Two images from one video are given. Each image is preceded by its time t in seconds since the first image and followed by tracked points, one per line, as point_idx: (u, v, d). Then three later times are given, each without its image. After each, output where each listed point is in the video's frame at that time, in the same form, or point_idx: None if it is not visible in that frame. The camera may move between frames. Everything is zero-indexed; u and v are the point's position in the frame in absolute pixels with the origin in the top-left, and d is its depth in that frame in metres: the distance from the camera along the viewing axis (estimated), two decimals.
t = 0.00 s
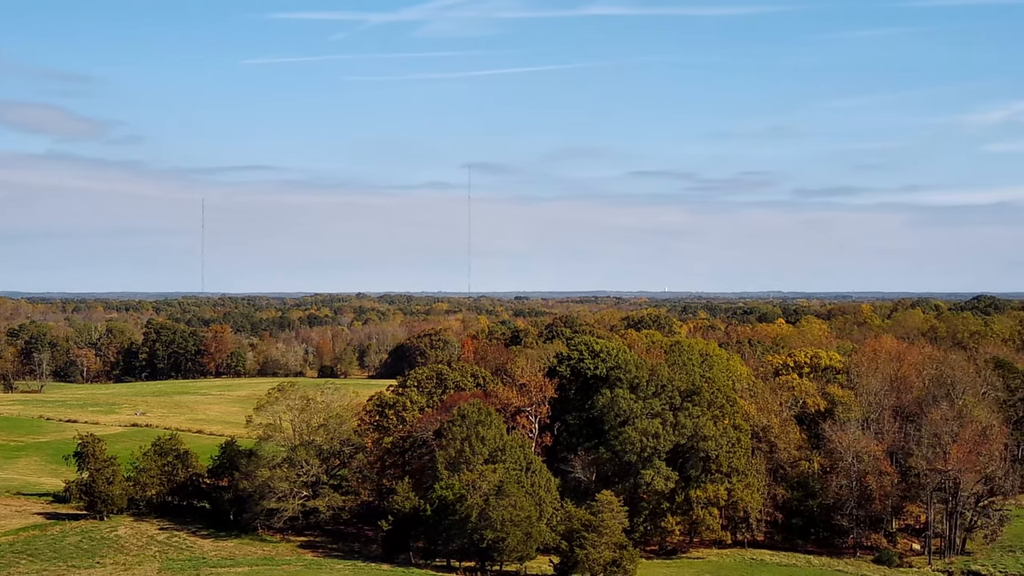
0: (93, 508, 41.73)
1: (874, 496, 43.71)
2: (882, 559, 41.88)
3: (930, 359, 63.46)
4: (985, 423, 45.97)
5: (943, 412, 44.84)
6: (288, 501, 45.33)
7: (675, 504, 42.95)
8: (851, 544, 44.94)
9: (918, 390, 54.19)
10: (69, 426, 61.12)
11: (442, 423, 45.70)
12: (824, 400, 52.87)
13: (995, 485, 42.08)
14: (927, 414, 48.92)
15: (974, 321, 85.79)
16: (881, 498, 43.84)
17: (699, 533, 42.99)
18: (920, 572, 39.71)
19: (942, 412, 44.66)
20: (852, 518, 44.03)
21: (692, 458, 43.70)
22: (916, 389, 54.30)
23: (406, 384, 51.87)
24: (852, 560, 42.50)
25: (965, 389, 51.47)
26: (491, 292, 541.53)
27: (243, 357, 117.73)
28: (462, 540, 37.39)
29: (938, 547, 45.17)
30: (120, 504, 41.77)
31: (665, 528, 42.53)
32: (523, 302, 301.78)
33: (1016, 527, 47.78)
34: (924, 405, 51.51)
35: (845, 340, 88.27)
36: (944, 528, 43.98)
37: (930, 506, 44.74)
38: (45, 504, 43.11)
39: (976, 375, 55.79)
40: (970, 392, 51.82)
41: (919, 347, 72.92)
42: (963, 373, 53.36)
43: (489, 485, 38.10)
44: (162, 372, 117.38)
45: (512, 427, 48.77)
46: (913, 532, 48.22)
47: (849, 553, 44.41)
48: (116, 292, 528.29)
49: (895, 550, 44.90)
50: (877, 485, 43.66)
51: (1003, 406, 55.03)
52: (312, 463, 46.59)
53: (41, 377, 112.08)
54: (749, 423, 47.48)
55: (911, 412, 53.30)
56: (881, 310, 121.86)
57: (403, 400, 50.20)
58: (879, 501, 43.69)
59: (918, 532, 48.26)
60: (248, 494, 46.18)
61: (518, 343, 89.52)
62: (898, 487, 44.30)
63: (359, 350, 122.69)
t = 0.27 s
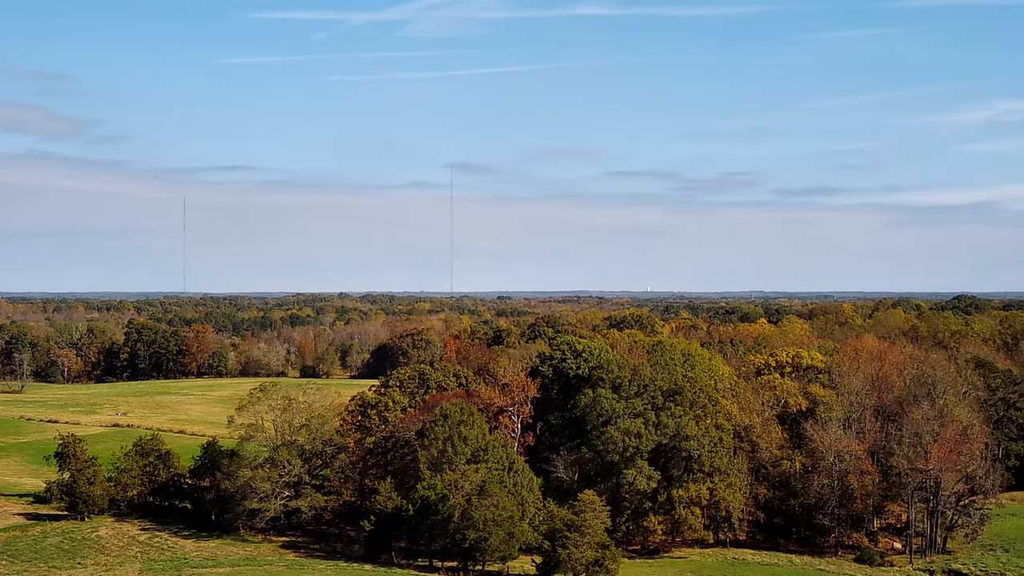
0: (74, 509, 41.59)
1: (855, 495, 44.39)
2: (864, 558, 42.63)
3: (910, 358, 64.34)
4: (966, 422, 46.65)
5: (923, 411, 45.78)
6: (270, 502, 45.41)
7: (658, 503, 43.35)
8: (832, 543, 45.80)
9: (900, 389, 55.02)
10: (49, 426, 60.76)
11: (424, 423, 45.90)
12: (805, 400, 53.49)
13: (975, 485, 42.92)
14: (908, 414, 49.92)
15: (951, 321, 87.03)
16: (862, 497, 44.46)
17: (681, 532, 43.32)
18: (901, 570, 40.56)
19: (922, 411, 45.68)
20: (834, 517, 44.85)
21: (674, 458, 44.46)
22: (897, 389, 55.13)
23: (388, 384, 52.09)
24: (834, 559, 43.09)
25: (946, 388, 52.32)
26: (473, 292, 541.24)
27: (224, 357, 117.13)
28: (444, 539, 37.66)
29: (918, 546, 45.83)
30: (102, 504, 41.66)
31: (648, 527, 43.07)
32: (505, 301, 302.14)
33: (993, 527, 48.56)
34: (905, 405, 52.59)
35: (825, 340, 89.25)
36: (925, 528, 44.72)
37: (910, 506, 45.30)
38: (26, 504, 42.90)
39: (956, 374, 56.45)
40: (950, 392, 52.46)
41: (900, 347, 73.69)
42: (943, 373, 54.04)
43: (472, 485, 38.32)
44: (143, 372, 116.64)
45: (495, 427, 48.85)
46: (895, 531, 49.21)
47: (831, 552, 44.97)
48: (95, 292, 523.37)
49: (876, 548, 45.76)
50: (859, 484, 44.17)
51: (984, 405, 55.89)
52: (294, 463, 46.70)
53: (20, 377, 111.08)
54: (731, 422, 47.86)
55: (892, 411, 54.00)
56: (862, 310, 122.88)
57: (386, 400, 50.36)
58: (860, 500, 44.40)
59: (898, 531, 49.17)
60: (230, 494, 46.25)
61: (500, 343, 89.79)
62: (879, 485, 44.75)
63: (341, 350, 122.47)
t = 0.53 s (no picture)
0: (55, 510, 41.42)
1: (838, 495, 44.85)
2: (846, 558, 43.08)
3: (891, 357, 65.18)
4: (947, 422, 47.39)
5: (905, 411, 46.79)
6: (253, 502, 45.55)
7: (640, 503, 43.77)
8: (814, 542, 46.40)
9: (881, 389, 55.70)
10: (30, 426, 60.38)
11: (406, 423, 45.66)
12: (787, 399, 54.33)
13: (958, 485, 43.75)
14: (889, 414, 50.59)
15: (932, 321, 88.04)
16: (844, 497, 44.98)
17: (664, 532, 43.74)
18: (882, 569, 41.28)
19: (903, 411, 46.88)
20: (816, 517, 45.22)
21: (657, 457, 44.93)
22: (878, 389, 55.83)
23: (371, 384, 52.24)
24: (816, 559, 43.68)
25: (927, 387, 53.00)
26: (457, 292, 540.57)
27: (206, 358, 116.54)
28: (427, 540, 37.83)
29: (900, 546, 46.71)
30: (83, 505, 41.53)
31: (630, 527, 43.32)
32: (489, 301, 302.53)
33: (973, 526, 49.33)
34: (888, 404, 53.34)
35: (808, 340, 90.07)
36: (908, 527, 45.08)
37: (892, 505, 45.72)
38: (6, 505, 42.68)
39: (938, 373, 56.96)
40: (932, 391, 53.05)
41: (881, 347, 74.64)
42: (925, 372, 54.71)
43: (454, 485, 38.63)
44: (124, 372, 115.92)
45: (477, 427, 49.00)
46: (877, 530, 50.09)
47: (813, 552, 45.65)
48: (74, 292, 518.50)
49: (858, 548, 46.53)
50: (841, 484, 44.86)
51: (965, 403, 56.56)
52: (276, 463, 46.70)
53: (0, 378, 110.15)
54: (713, 422, 48.73)
55: (874, 410, 54.99)
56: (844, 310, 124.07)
57: (368, 400, 50.44)
58: (842, 499, 44.88)
59: (880, 530, 50.02)
60: (212, 494, 46.12)
61: (482, 343, 90.04)
62: (862, 485, 45.69)
63: (324, 350, 122.27)
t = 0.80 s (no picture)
0: (36, 511, 41.31)
1: (820, 494, 45.52)
2: (827, 557, 43.88)
3: (872, 357, 66.08)
4: (928, 422, 48.17)
5: (887, 411, 47.55)
6: (235, 503, 45.40)
7: (623, 503, 44.45)
8: (796, 542, 47.37)
9: (863, 388, 56.44)
10: (10, 427, 59.99)
11: (389, 423, 45.70)
12: (770, 399, 55.01)
13: (939, 484, 44.58)
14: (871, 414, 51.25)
15: (913, 321, 89.16)
16: (826, 497, 45.62)
17: (646, 532, 44.38)
18: (864, 568, 41.96)
19: (886, 411, 47.47)
20: (798, 516, 45.86)
21: (640, 457, 45.37)
22: (860, 388, 56.56)
23: (353, 384, 52.37)
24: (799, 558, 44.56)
25: (908, 387, 53.71)
26: (440, 292, 539.99)
27: (189, 358, 115.99)
28: (410, 540, 38.05)
29: (882, 545, 47.79)
30: (64, 506, 41.44)
31: (612, 527, 44.00)
32: (472, 301, 302.85)
33: (954, 525, 50.18)
34: (869, 403, 54.12)
35: (789, 340, 91.01)
36: (890, 527, 45.91)
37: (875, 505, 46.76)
38: None
39: (920, 373, 57.53)
40: (913, 390, 53.76)
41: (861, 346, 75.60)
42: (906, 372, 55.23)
43: (437, 485, 38.82)
44: (106, 373, 115.21)
45: (460, 427, 49.53)
46: (859, 529, 50.91)
47: (796, 551, 46.42)
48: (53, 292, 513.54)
49: (840, 547, 47.25)
50: (823, 483, 45.46)
51: (947, 403, 57.27)
52: (258, 464, 46.84)
53: None
54: (696, 422, 49.17)
55: (856, 410, 55.65)
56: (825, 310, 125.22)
57: (351, 400, 50.70)
58: (824, 499, 45.51)
59: (862, 530, 50.89)
60: (194, 495, 46.00)
61: (465, 343, 90.33)
62: (843, 484, 46.04)
63: (306, 350, 122.09)
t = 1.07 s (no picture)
0: (17, 511, 41.19)
1: (802, 493, 46.14)
2: (810, 556, 44.28)
3: (854, 357, 66.89)
4: (910, 421, 49.23)
5: (869, 411, 48.26)
6: (218, 503, 45.47)
7: (606, 503, 44.83)
8: (778, 541, 47.41)
9: (845, 388, 57.20)
10: None
11: (372, 423, 45.74)
12: (753, 399, 55.66)
13: (920, 483, 45.14)
14: (853, 413, 51.69)
15: (894, 321, 90.20)
16: (808, 496, 46.20)
17: (629, 531, 44.87)
18: (845, 568, 42.50)
19: (868, 411, 48.12)
20: (780, 515, 46.49)
21: (623, 457, 45.98)
22: (842, 388, 57.30)
23: (336, 384, 52.52)
24: (782, 557, 45.24)
25: (890, 386, 54.32)
26: (424, 292, 539.20)
27: (170, 359, 115.36)
28: (393, 540, 38.28)
29: (863, 544, 48.38)
30: (45, 507, 41.34)
31: (595, 527, 44.29)
32: (456, 301, 302.81)
33: (934, 525, 51.01)
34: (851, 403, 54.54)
35: (772, 340, 91.85)
36: (872, 527, 46.48)
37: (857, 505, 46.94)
38: None
39: (902, 372, 57.99)
40: (895, 390, 54.35)
41: (843, 346, 76.48)
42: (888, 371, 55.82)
43: (420, 485, 38.94)
44: (87, 373, 114.44)
45: (444, 427, 49.72)
46: (841, 529, 51.59)
47: (778, 551, 46.75)
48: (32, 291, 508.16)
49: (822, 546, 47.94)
50: (806, 483, 45.92)
51: (929, 403, 57.76)
52: (241, 464, 46.82)
53: None
54: (679, 422, 49.91)
55: (838, 410, 56.35)
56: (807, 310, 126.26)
57: (334, 400, 50.84)
58: (806, 498, 46.12)
59: (844, 529, 51.67)
60: (176, 495, 46.12)
61: (448, 343, 90.53)
62: (826, 484, 46.44)
63: (289, 351, 121.77)
